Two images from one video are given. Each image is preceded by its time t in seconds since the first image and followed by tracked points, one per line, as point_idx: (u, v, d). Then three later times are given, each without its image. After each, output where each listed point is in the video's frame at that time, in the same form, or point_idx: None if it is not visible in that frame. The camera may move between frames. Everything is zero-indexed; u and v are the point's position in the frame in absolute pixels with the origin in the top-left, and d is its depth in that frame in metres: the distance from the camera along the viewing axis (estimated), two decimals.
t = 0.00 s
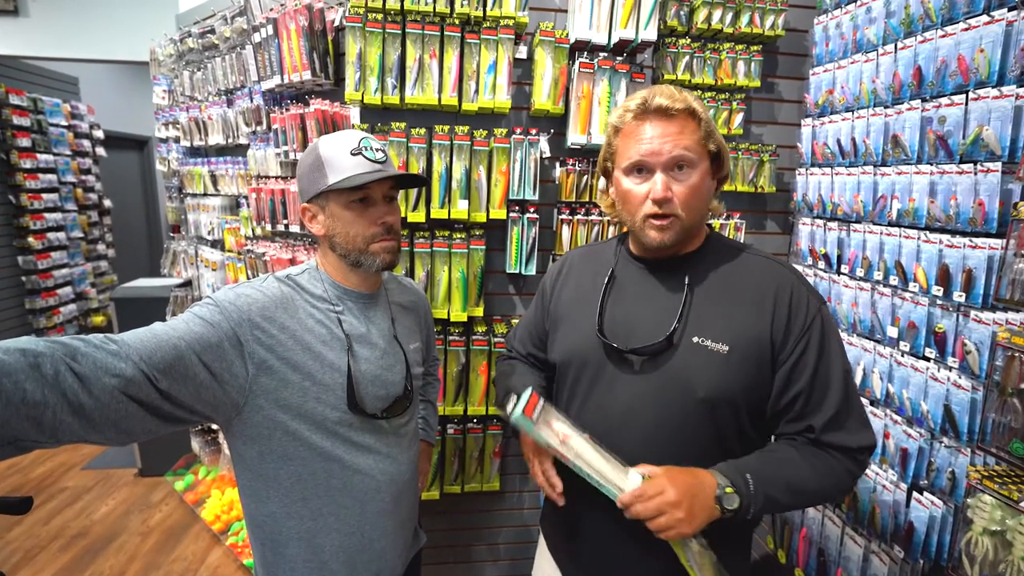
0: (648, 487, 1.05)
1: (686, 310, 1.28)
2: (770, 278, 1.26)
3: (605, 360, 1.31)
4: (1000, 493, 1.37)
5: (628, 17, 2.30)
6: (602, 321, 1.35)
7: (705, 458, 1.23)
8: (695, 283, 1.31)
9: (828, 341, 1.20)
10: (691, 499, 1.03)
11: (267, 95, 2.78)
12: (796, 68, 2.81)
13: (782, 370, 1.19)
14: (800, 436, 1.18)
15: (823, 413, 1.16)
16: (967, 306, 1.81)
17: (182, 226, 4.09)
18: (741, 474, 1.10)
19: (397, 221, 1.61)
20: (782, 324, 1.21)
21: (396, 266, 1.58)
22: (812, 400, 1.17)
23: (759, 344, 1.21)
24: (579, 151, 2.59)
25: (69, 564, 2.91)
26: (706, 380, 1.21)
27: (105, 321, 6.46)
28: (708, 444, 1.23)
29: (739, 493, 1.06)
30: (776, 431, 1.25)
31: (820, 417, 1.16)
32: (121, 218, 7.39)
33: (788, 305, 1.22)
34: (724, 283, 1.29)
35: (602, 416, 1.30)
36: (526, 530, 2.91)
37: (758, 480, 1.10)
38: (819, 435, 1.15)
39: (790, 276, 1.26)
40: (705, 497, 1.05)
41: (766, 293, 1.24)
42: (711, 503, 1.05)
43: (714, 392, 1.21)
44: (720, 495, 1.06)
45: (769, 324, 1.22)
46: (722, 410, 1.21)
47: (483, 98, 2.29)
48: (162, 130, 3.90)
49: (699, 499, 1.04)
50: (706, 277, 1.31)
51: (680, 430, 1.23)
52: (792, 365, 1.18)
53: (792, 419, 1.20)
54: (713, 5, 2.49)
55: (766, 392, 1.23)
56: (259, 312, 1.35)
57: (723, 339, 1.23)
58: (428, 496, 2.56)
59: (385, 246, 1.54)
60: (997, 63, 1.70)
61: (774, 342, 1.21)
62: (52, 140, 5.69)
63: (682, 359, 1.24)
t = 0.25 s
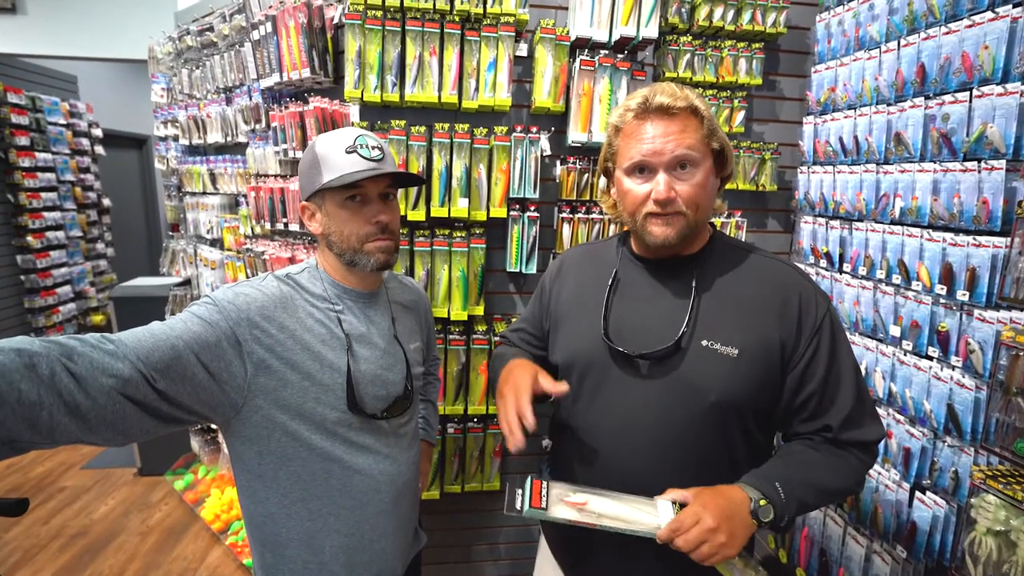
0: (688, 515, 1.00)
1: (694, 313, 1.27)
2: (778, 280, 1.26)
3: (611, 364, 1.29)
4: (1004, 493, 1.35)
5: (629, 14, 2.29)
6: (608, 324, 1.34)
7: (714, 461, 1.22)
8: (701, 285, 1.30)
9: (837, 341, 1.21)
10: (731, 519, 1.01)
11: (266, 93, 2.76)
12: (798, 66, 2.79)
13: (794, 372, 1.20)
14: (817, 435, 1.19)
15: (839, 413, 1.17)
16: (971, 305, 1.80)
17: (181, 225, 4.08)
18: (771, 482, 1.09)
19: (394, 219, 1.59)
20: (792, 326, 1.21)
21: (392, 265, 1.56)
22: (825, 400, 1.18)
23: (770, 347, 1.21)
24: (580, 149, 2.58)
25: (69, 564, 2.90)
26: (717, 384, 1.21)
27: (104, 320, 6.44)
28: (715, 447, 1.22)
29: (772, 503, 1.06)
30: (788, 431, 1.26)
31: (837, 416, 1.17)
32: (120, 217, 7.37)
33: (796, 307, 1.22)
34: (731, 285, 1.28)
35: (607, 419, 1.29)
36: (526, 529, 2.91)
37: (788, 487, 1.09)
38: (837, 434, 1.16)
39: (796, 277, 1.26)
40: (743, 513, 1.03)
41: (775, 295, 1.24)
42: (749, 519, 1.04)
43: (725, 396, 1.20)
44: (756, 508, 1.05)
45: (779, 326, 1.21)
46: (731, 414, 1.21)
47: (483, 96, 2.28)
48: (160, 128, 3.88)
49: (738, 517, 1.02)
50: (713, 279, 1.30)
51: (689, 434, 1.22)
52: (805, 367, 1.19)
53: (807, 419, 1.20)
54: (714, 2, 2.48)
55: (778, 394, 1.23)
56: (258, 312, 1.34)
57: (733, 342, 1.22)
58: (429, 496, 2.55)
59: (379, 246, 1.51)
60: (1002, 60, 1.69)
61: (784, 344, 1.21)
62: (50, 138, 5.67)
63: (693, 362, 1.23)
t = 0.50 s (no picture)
0: (682, 509, 1.01)
1: (698, 312, 1.26)
2: (782, 278, 1.24)
3: (615, 365, 1.28)
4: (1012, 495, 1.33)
5: (632, 12, 2.27)
6: (612, 324, 1.32)
7: (720, 462, 1.21)
8: (704, 284, 1.29)
9: (841, 340, 1.20)
10: (726, 513, 1.01)
11: (266, 91, 2.75)
12: (801, 64, 2.78)
13: (799, 372, 1.18)
14: (818, 433, 1.18)
15: (841, 411, 1.15)
16: (977, 305, 1.79)
17: (180, 224, 4.06)
18: (770, 479, 1.08)
19: (394, 218, 1.58)
20: (796, 325, 1.20)
21: (392, 264, 1.54)
22: (828, 399, 1.17)
23: (774, 346, 1.20)
24: (582, 148, 2.57)
25: (68, 563, 2.89)
26: (723, 384, 1.19)
27: (104, 319, 6.44)
28: (721, 448, 1.21)
29: (770, 499, 1.05)
30: (791, 430, 1.24)
31: (838, 414, 1.15)
32: (120, 216, 7.36)
33: (800, 306, 1.21)
34: (735, 285, 1.26)
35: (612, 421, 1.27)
36: (528, 530, 2.89)
37: (787, 484, 1.08)
38: (837, 433, 1.15)
39: (800, 276, 1.25)
40: (739, 509, 1.02)
41: (779, 293, 1.23)
42: (745, 515, 1.03)
43: (730, 396, 1.19)
44: (753, 504, 1.04)
45: (783, 325, 1.20)
46: (737, 414, 1.20)
47: (484, 94, 2.27)
48: (160, 127, 3.87)
49: (734, 512, 1.02)
50: (716, 278, 1.29)
51: (695, 435, 1.21)
52: (809, 366, 1.18)
53: (809, 417, 1.19)
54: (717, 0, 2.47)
55: (782, 393, 1.22)
56: (258, 312, 1.33)
57: (738, 342, 1.21)
58: (429, 496, 2.53)
59: (378, 246, 1.50)
60: (1009, 59, 1.67)
61: (788, 344, 1.20)
62: (51, 137, 5.66)
63: (698, 362, 1.22)
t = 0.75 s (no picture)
0: (681, 509, 1.00)
1: (699, 313, 1.25)
2: (783, 278, 1.24)
3: (616, 367, 1.27)
4: (1016, 497, 1.32)
5: (633, 12, 2.27)
6: (613, 326, 1.31)
7: (722, 464, 1.21)
8: (705, 285, 1.28)
9: (842, 341, 1.19)
10: (726, 514, 1.00)
11: (266, 91, 2.75)
12: (802, 64, 2.77)
13: (800, 373, 1.18)
14: (819, 434, 1.17)
15: (843, 413, 1.15)
16: (980, 306, 1.78)
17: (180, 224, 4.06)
18: (770, 480, 1.08)
19: (394, 218, 1.57)
20: (798, 326, 1.19)
21: (393, 265, 1.53)
22: (830, 400, 1.16)
23: (775, 347, 1.19)
24: (583, 148, 2.56)
25: (67, 565, 2.89)
26: (724, 385, 1.19)
27: (104, 320, 6.43)
28: (723, 449, 1.20)
29: (770, 500, 1.05)
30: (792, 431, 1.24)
31: (839, 415, 1.14)
32: (120, 216, 7.36)
33: (801, 306, 1.20)
34: (736, 285, 1.26)
35: (614, 423, 1.27)
36: (528, 531, 2.88)
37: (787, 485, 1.08)
38: (838, 434, 1.14)
39: (801, 276, 1.24)
40: (739, 509, 1.02)
41: (780, 294, 1.22)
42: (745, 515, 1.02)
43: (732, 398, 1.18)
44: (753, 504, 1.03)
45: (784, 326, 1.19)
46: (739, 415, 1.19)
47: (485, 94, 2.26)
48: (160, 127, 3.86)
49: (733, 513, 1.01)
50: (717, 279, 1.28)
51: (697, 437, 1.20)
52: (810, 367, 1.17)
53: (810, 419, 1.18)
54: None
55: (783, 394, 1.21)
56: (258, 313, 1.32)
57: (739, 343, 1.20)
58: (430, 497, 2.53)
59: (379, 246, 1.49)
60: (1011, 58, 1.67)
61: (789, 345, 1.19)
62: (50, 137, 5.66)
63: (699, 364, 1.21)
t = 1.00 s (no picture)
0: (683, 517, 0.99)
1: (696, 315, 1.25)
2: (782, 280, 1.23)
3: (613, 369, 1.27)
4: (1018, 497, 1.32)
5: (633, 13, 2.26)
6: (610, 328, 1.31)
7: (717, 467, 1.20)
8: (704, 286, 1.28)
9: (842, 342, 1.18)
10: (727, 521, 0.99)
11: (265, 91, 2.74)
12: (801, 65, 2.77)
13: (799, 375, 1.17)
14: (821, 437, 1.17)
15: (844, 415, 1.14)
16: (980, 306, 1.78)
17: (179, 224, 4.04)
18: (773, 485, 1.07)
19: (394, 219, 1.56)
20: (797, 327, 1.18)
21: (393, 266, 1.53)
22: (830, 402, 1.16)
23: (774, 349, 1.18)
24: (583, 149, 2.56)
25: (63, 567, 2.87)
26: (721, 387, 1.18)
27: (101, 321, 6.41)
28: (721, 452, 1.20)
29: (773, 506, 1.04)
30: (793, 434, 1.23)
31: (841, 418, 1.14)
32: (118, 217, 7.33)
33: (801, 307, 1.19)
34: (735, 287, 1.25)
35: (611, 425, 1.26)
36: (528, 532, 2.88)
37: (790, 490, 1.07)
38: (842, 437, 1.13)
39: (801, 277, 1.24)
40: (741, 515, 1.01)
41: (779, 295, 1.21)
42: (747, 521, 1.02)
43: (729, 400, 1.18)
44: (755, 510, 1.03)
45: (783, 327, 1.19)
46: (737, 418, 1.18)
47: (485, 95, 2.25)
48: (158, 127, 3.85)
49: (735, 519, 1.00)
50: (716, 280, 1.28)
51: (694, 439, 1.20)
52: (810, 369, 1.16)
53: (811, 422, 1.18)
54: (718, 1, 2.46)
55: (783, 396, 1.21)
56: (256, 314, 1.31)
57: (737, 344, 1.20)
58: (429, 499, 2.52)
59: (379, 247, 1.49)
60: (1011, 59, 1.67)
61: (788, 346, 1.19)
62: (48, 137, 5.63)
63: (696, 365, 1.21)
